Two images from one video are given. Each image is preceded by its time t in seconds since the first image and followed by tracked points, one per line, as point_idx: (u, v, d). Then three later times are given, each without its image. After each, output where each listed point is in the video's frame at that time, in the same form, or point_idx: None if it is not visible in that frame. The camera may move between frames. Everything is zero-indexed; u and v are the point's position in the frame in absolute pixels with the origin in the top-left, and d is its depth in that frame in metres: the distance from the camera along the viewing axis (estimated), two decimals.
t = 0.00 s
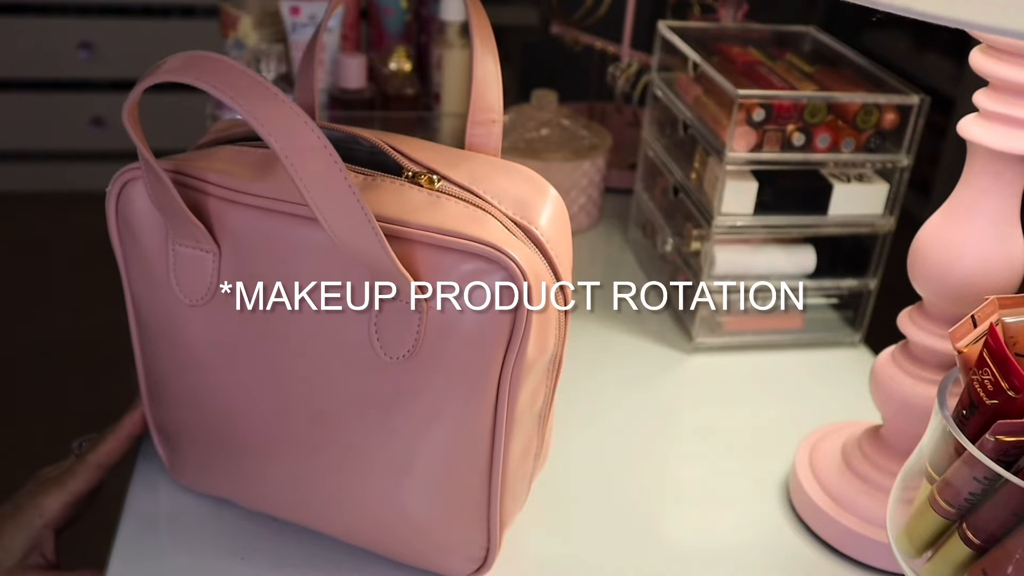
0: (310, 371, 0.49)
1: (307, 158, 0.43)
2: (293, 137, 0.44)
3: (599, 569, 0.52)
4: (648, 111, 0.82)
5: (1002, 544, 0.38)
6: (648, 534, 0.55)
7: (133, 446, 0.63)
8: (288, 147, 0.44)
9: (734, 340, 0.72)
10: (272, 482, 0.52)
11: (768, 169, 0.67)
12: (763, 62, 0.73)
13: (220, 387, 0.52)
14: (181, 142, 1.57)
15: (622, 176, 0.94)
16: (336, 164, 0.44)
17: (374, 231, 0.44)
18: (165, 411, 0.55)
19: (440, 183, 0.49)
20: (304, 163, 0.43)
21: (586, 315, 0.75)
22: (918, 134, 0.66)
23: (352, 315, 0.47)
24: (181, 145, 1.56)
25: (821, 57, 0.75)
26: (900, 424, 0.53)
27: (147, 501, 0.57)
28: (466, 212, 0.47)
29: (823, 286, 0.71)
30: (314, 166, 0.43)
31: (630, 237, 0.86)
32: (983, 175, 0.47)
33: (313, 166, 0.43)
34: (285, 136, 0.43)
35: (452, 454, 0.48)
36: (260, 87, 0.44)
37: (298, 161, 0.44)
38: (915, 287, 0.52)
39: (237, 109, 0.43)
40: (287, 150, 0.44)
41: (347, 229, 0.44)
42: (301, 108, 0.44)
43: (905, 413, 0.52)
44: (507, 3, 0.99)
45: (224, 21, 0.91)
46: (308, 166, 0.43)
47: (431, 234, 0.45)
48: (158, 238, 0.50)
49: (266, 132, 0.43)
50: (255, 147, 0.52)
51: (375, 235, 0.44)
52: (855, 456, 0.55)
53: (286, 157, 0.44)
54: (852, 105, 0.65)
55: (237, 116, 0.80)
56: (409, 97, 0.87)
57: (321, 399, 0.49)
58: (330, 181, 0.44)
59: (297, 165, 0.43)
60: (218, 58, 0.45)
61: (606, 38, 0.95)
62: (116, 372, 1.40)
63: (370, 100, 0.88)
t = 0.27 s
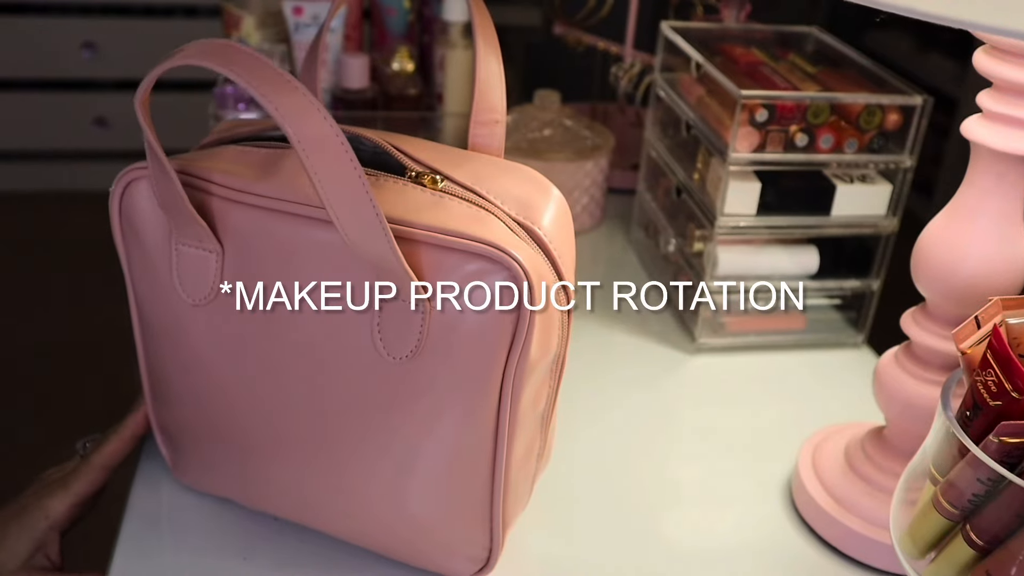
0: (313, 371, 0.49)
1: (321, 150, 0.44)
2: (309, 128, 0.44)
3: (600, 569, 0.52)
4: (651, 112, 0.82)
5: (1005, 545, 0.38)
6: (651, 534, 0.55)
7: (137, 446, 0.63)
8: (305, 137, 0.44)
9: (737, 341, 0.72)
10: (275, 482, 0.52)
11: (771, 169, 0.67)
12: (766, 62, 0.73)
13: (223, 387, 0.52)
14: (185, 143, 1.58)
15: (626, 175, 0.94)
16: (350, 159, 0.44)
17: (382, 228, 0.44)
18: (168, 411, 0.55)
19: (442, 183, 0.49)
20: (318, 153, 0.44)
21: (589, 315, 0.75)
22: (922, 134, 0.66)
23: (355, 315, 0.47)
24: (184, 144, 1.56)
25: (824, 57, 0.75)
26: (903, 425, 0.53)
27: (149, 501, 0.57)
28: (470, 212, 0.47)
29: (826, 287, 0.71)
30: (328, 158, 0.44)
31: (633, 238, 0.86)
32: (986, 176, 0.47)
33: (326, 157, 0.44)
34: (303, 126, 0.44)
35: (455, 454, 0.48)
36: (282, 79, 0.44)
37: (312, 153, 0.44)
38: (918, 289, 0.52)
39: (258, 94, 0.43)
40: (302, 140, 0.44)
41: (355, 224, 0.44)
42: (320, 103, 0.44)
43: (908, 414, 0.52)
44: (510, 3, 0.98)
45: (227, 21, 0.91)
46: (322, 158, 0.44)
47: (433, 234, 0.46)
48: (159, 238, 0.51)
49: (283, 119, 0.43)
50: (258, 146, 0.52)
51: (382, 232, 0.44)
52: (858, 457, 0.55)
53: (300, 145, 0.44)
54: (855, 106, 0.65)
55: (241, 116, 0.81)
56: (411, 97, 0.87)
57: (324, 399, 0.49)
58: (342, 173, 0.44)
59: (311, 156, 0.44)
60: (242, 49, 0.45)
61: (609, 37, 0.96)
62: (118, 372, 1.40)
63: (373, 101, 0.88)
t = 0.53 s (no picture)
0: (332, 372, 0.49)
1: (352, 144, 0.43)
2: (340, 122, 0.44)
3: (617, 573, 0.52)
4: (670, 114, 0.82)
5: None
6: (668, 539, 0.55)
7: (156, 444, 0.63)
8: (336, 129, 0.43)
9: (756, 346, 0.72)
10: (292, 482, 0.53)
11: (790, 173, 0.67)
12: (786, 65, 0.72)
13: (241, 387, 0.52)
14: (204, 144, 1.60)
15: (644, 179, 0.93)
16: (379, 156, 0.44)
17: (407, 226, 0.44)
18: (187, 410, 0.56)
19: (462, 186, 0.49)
20: (348, 147, 0.43)
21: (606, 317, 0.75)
22: (943, 139, 0.66)
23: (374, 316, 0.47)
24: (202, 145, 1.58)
25: (844, 61, 0.75)
26: (924, 431, 0.52)
27: (167, 499, 0.57)
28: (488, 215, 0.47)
29: (845, 292, 0.71)
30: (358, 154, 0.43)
31: (651, 241, 0.85)
32: (1009, 182, 0.47)
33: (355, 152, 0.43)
34: (335, 119, 0.43)
35: (472, 456, 0.48)
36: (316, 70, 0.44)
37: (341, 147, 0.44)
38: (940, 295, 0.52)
39: (293, 84, 0.43)
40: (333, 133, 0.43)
41: (380, 222, 0.44)
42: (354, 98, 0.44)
43: (928, 420, 0.52)
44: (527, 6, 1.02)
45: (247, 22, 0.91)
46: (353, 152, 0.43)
47: (452, 237, 0.45)
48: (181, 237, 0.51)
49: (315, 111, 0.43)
50: (279, 146, 0.52)
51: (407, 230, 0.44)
52: (877, 463, 0.55)
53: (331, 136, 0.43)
54: (876, 110, 0.65)
55: (261, 116, 0.81)
56: (430, 98, 0.88)
57: (341, 399, 0.49)
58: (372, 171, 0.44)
59: (341, 150, 0.43)
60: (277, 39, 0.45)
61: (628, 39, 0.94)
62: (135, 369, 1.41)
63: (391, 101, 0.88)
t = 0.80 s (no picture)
0: (389, 374, 0.49)
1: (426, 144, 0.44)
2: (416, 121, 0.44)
3: None
4: (731, 123, 0.81)
5: None
6: (723, 553, 0.54)
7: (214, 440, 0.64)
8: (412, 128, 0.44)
9: (813, 360, 0.71)
10: (346, 482, 0.53)
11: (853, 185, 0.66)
12: (851, 76, 0.71)
13: (298, 386, 0.52)
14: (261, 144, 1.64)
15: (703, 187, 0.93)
16: (451, 157, 0.44)
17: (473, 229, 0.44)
18: (245, 407, 0.56)
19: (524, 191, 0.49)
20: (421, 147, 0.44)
21: (661, 327, 0.74)
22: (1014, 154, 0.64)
23: (434, 320, 0.47)
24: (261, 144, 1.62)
25: (911, 71, 0.73)
26: (989, 453, 0.51)
27: (223, 495, 0.58)
28: (549, 221, 0.47)
29: (907, 308, 0.69)
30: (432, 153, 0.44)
31: (707, 250, 0.85)
32: None
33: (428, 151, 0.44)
34: (411, 118, 0.44)
35: (527, 464, 0.48)
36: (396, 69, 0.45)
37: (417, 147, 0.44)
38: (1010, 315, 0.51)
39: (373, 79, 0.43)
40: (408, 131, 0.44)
41: (446, 223, 0.44)
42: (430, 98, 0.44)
43: (993, 441, 0.50)
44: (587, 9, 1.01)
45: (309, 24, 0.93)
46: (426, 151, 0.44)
47: (514, 242, 0.46)
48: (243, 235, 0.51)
49: (392, 108, 0.43)
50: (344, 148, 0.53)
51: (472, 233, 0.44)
52: (939, 484, 0.54)
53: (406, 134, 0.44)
54: (944, 123, 0.63)
55: (322, 117, 0.82)
56: (488, 102, 0.88)
57: (398, 402, 0.49)
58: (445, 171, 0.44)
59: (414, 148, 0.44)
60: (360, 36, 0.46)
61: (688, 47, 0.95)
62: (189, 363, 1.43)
63: (450, 104, 0.89)
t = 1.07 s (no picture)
0: (405, 374, 0.49)
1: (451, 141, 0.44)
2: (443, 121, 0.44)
3: None
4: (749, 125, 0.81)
5: None
6: (736, 557, 0.54)
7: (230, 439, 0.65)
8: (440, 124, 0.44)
9: (829, 363, 0.70)
10: (361, 482, 0.53)
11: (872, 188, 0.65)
12: (871, 78, 0.71)
13: (314, 386, 0.52)
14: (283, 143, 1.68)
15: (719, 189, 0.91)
16: (476, 158, 0.44)
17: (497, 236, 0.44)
18: (260, 406, 0.56)
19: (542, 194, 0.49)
20: (448, 148, 0.44)
21: (676, 329, 0.74)
22: None
23: (450, 320, 0.47)
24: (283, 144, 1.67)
25: (931, 74, 0.73)
26: (1007, 459, 0.50)
27: (238, 493, 0.58)
28: (568, 224, 0.47)
29: (925, 312, 0.69)
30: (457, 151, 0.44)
31: (724, 253, 0.84)
32: None
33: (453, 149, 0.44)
34: (439, 117, 0.44)
35: (542, 465, 0.48)
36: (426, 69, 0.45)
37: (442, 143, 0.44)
38: None
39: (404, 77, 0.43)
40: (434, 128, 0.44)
41: (467, 222, 0.44)
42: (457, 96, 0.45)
43: (1013, 448, 0.50)
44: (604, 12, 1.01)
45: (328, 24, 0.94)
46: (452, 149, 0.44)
47: (530, 244, 0.46)
48: (261, 233, 0.52)
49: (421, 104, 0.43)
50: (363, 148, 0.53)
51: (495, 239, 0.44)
52: (955, 489, 0.53)
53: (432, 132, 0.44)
54: (965, 126, 0.63)
55: (340, 118, 0.82)
56: (505, 103, 0.88)
57: (414, 403, 0.49)
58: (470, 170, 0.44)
59: (440, 149, 0.44)
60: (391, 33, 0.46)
61: (706, 48, 0.96)
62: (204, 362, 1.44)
63: (467, 105, 0.89)
